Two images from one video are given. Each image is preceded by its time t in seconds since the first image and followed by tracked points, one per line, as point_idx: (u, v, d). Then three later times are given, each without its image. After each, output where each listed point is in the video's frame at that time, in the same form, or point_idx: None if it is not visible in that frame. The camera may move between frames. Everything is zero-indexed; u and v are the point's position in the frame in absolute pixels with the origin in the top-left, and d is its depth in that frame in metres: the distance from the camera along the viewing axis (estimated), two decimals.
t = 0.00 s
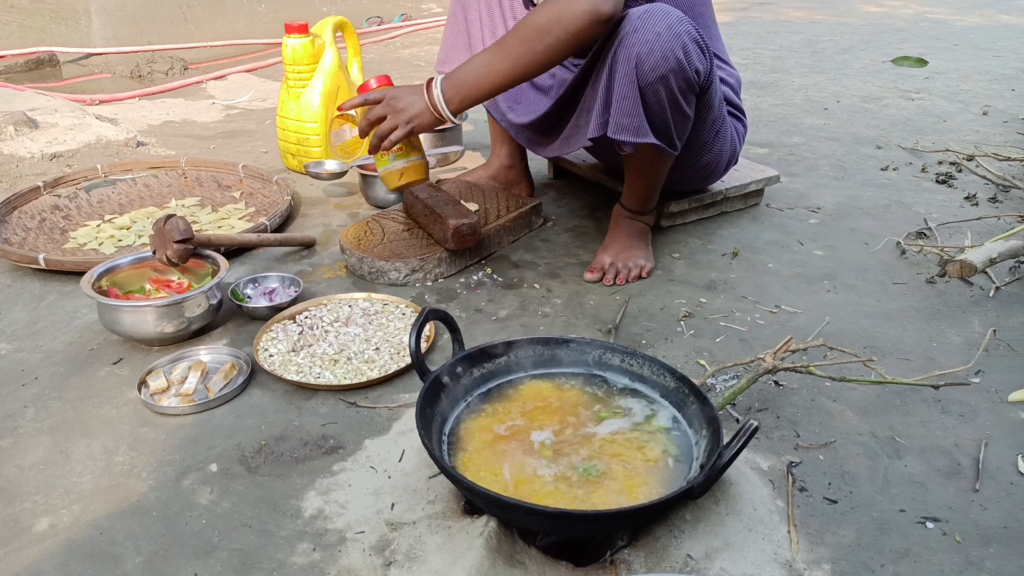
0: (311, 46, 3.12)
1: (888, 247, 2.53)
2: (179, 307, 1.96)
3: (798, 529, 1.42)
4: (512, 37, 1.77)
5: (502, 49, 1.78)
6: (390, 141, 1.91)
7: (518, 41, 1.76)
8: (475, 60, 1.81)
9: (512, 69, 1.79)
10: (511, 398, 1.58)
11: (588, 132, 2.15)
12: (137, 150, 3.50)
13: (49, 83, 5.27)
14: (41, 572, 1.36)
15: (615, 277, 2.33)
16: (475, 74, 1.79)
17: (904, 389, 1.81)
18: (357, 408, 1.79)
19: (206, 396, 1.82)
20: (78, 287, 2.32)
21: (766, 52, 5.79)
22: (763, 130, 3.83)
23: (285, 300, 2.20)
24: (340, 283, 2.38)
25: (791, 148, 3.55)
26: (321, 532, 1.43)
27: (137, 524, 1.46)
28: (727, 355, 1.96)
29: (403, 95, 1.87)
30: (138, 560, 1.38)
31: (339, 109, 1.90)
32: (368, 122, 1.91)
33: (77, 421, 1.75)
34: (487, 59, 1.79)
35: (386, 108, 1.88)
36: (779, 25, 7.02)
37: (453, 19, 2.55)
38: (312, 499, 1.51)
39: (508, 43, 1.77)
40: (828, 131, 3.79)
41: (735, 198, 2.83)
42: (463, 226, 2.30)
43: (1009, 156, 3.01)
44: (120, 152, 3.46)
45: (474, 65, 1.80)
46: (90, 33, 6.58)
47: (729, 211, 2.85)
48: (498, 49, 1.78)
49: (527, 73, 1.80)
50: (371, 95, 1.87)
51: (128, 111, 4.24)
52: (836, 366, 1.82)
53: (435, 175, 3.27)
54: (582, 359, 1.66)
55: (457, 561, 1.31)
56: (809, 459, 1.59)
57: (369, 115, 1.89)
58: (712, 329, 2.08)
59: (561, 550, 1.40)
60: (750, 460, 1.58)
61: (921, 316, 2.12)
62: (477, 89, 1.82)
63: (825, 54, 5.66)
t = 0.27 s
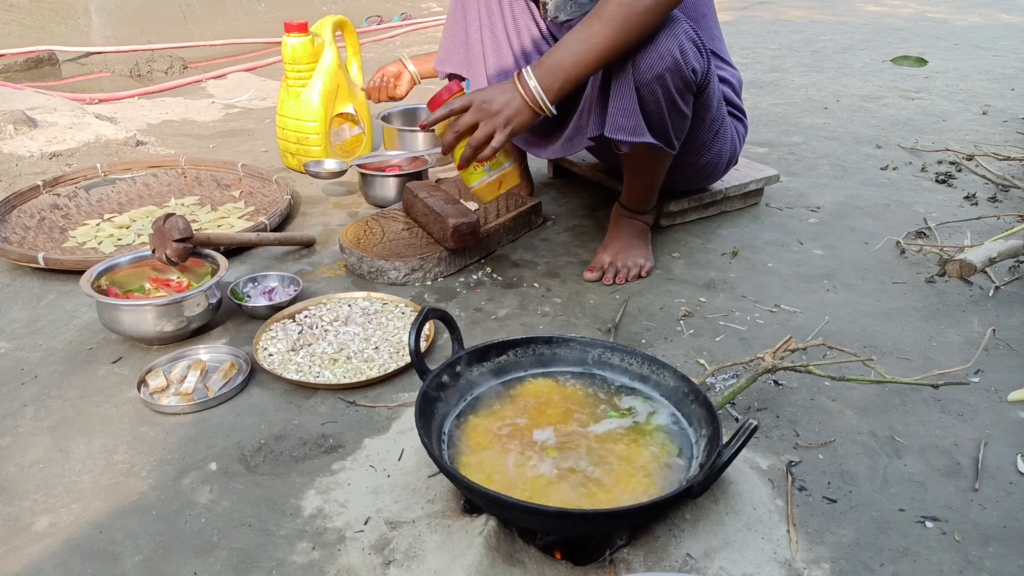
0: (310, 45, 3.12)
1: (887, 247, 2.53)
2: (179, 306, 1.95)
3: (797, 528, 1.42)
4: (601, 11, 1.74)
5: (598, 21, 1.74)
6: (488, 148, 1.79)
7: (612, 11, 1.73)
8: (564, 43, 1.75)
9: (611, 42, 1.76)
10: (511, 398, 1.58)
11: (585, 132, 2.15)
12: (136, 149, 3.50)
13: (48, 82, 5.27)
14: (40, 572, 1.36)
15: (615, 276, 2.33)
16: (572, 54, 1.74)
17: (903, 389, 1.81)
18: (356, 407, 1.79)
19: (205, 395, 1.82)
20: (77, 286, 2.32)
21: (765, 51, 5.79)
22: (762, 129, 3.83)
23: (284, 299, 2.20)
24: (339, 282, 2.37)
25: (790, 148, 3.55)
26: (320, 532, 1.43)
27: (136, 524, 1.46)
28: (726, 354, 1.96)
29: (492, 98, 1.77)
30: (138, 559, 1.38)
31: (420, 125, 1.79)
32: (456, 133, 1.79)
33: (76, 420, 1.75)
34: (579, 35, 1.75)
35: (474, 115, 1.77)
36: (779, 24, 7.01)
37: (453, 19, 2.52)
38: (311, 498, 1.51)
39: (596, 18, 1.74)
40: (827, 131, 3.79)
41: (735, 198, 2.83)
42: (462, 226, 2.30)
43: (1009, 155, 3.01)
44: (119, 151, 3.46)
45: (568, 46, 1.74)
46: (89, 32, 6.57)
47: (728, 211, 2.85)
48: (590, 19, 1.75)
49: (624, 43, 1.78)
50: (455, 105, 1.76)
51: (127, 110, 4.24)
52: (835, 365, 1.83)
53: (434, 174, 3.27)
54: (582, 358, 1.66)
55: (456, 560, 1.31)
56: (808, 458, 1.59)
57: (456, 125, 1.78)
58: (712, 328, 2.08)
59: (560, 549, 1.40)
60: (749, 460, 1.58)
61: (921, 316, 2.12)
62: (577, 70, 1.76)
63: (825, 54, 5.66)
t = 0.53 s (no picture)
0: (310, 45, 3.12)
1: (887, 246, 2.53)
2: (179, 306, 1.95)
3: (797, 527, 1.42)
4: (644, 13, 1.70)
5: (642, 24, 1.70)
6: (538, 159, 1.71)
7: (654, 13, 1.69)
8: (607, 48, 1.72)
9: (655, 44, 1.72)
10: (511, 397, 1.58)
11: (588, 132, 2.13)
12: (136, 149, 3.50)
13: (48, 82, 5.27)
14: (40, 571, 1.36)
15: (615, 276, 2.33)
16: (617, 59, 1.71)
17: (903, 388, 1.81)
18: (356, 406, 1.79)
19: (205, 395, 1.82)
20: (77, 286, 2.32)
21: (765, 51, 5.79)
22: (762, 129, 3.83)
23: (284, 299, 2.20)
24: (339, 282, 2.37)
25: (790, 147, 3.55)
26: (321, 531, 1.43)
27: (136, 523, 1.46)
28: (726, 354, 1.96)
29: (539, 107, 1.70)
30: (138, 559, 1.38)
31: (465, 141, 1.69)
32: (502, 147, 1.70)
33: (76, 419, 1.75)
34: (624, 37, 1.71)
35: (522, 126, 1.69)
36: (779, 24, 7.01)
37: (451, 19, 2.50)
38: (311, 498, 1.51)
39: (639, 21, 1.70)
40: (827, 130, 3.79)
41: (734, 198, 2.83)
42: (462, 225, 2.29)
43: (1009, 155, 3.01)
44: (119, 151, 3.45)
45: (612, 50, 1.71)
46: (89, 31, 6.56)
47: (728, 210, 2.85)
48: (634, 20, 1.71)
49: (668, 44, 1.74)
50: (501, 116, 1.68)
51: (127, 109, 4.24)
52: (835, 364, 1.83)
53: (434, 174, 3.27)
54: (581, 358, 1.66)
55: (456, 559, 1.31)
56: (808, 458, 1.59)
57: (502, 138, 1.69)
58: (712, 328, 2.08)
59: (560, 549, 1.40)
60: (749, 459, 1.58)
61: (920, 315, 2.12)
62: (622, 74, 1.73)
63: (825, 53, 5.65)
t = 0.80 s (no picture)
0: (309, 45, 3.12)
1: (886, 247, 2.53)
2: (178, 306, 1.95)
3: (796, 528, 1.42)
4: (650, 28, 1.68)
5: (648, 40, 1.69)
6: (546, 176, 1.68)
7: (660, 29, 1.68)
8: (613, 62, 1.69)
9: (661, 59, 1.70)
10: (511, 398, 1.58)
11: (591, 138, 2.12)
12: (135, 149, 3.49)
13: (47, 83, 5.26)
14: (39, 572, 1.35)
15: (614, 276, 2.33)
16: (623, 73, 1.68)
17: (902, 389, 1.81)
18: (356, 407, 1.79)
19: (204, 395, 1.81)
20: (77, 286, 2.32)
21: (765, 51, 5.79)
22: (761, 130, 3.83)
23: (284, 299, 2.20)
24: (339, 282, 2.37)
25: (790, 148, 3.55)
26: (320, 532, 1.43)
27: (135, 524, 1.46)
28: (725, 354, 1.96)
29: (545, 122, 1.66)
30: (137, 559, 1.38)
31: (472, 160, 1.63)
32: (509, 164, 1.65)
33: (75, 420, 1.75)
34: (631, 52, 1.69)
35: (529, 143, 1.64)
36: (778, 25, 7.02)
37: (447, 24, 2.52)
38: (310, 498, 1.51)
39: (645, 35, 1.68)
40: (827, 131, 3.79)
41: (734, 198, 2.83)
42: (462, 226, 2.29)
43: (1008, 155, 3.01)
44: (118, 151, 3.45)
45: (618, 64, 1.69)
46: (89, 31, 6.56)
47: (728, 211, 2.85)
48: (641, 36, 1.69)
49: (673, 59, 1.72)
50: (507, 134, 1.63)
51: (126, 109, 4.24)
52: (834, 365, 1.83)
53: (433, 174, 3.27)
54: (580, 358, 1.66)
55: (455, 560, 1.31)
56: (807, 458, 1.59)
57: (509, 156, 1.64)
58: (711, 328, 2.08)
59: (559, 549, 1.40)
60: (748, 460, 1.58)
61: (919, 316, 2.12)
62: (627, 89, 1.71)
63: (825, 54, 5.66)
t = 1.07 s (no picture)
0: (308, 44, 3.12)
1: (886, 247, 2.53)
2: (177, 306, 1.95)
3: (796, 527, 1.42)
4: (648, 39, 1.67)
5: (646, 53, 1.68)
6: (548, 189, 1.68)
7: (660, 40, 1.66)
8: (613, 72, 1.69)
9: (660, 71, 1.69)
10: (510, 397, 1.58)
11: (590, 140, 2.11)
12: (135, 148, 3.49)
13: (47, 81, 5.26)
14: (38, 571, 1.35)
15: (614, 276, 2.33)
16: (624, 85, 1.68)
17: (902, 389, 1.81)
18: (355, 406, 1.79)
19: (204, 395, 1.81)
20: (76, 285, 2.32)
21: (764, 51, 5.79)
22: (761, 129, 3.83)
23: (283, 298, 2.20)
24: (338, 281, 2.37)
25: (789, 147, 3.55)
26: (319, 531, 1.43)
27: (135, 523, 1.46)
28: (725, 354, 1.96)
29: (545, 135, 1.65)
30: (137, 558, 1.38)
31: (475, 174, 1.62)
32: (511, 178, 1.64)
33: (74, 419, 1.75)
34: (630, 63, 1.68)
35: (530, 156, 1.63)
36: (778, 24, 7.02)
37: (444, 24, 2.55)
38: (310, 498, 1.51)
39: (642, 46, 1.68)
40: (826, 130, 3.79)
41: (733, 198, 2.83)
42: (461, 225, 2.29)
43: (1007, 155, 3.01)
44: (118, 150, 3.45)
45: (619, 75, 1.68)
46: (89, 30, 6.57)
47: (727, 210, 2.85)
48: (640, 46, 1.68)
49: (675, 68, 1.71)
50: (508, 148, 1.62)
51: (126, 108, 4.24)
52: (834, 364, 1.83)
53: (433, 173, 3.26)
54: (580, 357, 1.66)
55: (455, 559, 1.31)
56: (807, 458, 1.59)
57: (511, 170, 1.63)
58: (711, 328, 2.08)
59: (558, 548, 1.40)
60: (748, 459, 1.58)
61: (919, 315, 2.12)
62: (627, 99, 1.70)
63: (824, 53, 5.66)
